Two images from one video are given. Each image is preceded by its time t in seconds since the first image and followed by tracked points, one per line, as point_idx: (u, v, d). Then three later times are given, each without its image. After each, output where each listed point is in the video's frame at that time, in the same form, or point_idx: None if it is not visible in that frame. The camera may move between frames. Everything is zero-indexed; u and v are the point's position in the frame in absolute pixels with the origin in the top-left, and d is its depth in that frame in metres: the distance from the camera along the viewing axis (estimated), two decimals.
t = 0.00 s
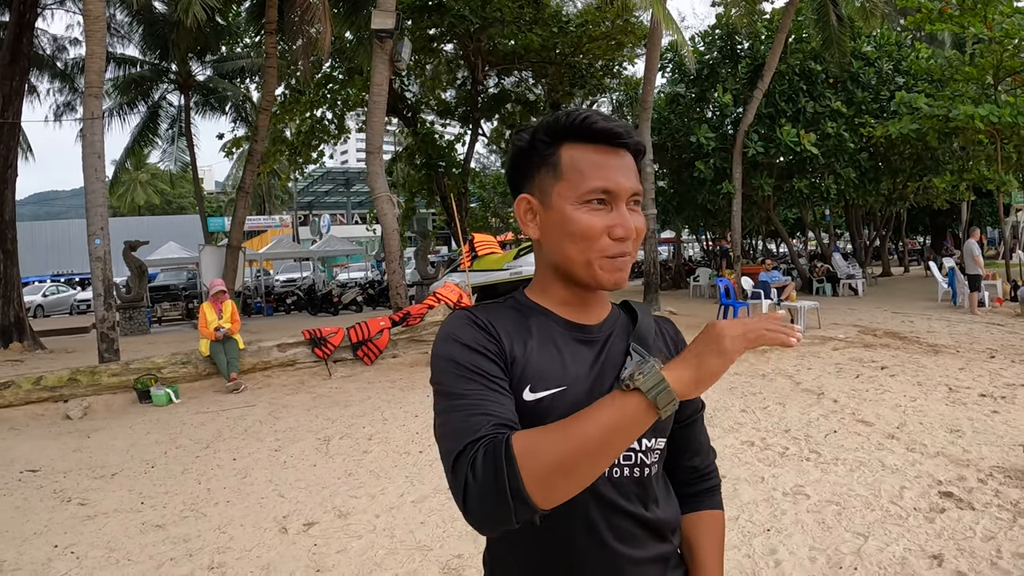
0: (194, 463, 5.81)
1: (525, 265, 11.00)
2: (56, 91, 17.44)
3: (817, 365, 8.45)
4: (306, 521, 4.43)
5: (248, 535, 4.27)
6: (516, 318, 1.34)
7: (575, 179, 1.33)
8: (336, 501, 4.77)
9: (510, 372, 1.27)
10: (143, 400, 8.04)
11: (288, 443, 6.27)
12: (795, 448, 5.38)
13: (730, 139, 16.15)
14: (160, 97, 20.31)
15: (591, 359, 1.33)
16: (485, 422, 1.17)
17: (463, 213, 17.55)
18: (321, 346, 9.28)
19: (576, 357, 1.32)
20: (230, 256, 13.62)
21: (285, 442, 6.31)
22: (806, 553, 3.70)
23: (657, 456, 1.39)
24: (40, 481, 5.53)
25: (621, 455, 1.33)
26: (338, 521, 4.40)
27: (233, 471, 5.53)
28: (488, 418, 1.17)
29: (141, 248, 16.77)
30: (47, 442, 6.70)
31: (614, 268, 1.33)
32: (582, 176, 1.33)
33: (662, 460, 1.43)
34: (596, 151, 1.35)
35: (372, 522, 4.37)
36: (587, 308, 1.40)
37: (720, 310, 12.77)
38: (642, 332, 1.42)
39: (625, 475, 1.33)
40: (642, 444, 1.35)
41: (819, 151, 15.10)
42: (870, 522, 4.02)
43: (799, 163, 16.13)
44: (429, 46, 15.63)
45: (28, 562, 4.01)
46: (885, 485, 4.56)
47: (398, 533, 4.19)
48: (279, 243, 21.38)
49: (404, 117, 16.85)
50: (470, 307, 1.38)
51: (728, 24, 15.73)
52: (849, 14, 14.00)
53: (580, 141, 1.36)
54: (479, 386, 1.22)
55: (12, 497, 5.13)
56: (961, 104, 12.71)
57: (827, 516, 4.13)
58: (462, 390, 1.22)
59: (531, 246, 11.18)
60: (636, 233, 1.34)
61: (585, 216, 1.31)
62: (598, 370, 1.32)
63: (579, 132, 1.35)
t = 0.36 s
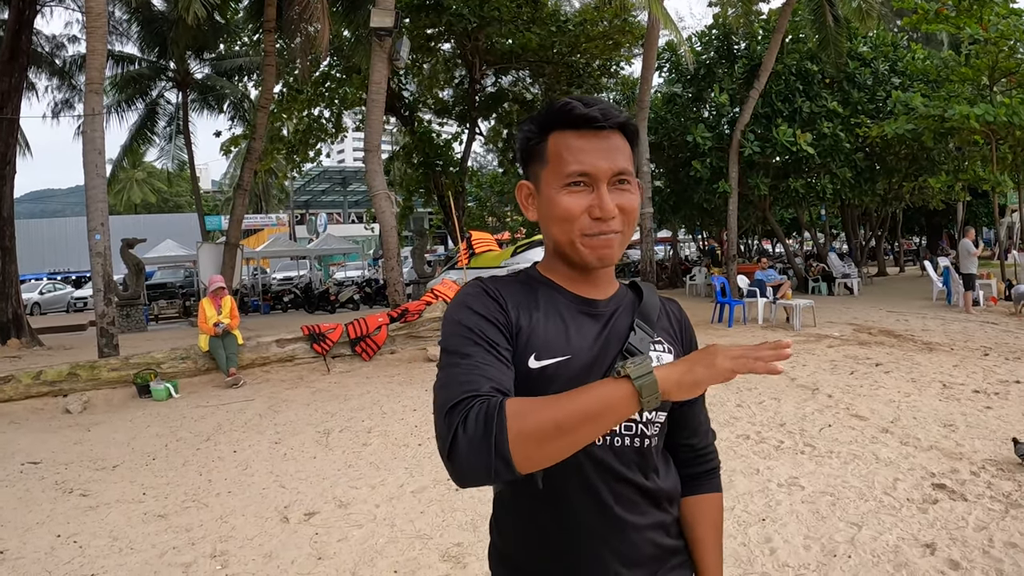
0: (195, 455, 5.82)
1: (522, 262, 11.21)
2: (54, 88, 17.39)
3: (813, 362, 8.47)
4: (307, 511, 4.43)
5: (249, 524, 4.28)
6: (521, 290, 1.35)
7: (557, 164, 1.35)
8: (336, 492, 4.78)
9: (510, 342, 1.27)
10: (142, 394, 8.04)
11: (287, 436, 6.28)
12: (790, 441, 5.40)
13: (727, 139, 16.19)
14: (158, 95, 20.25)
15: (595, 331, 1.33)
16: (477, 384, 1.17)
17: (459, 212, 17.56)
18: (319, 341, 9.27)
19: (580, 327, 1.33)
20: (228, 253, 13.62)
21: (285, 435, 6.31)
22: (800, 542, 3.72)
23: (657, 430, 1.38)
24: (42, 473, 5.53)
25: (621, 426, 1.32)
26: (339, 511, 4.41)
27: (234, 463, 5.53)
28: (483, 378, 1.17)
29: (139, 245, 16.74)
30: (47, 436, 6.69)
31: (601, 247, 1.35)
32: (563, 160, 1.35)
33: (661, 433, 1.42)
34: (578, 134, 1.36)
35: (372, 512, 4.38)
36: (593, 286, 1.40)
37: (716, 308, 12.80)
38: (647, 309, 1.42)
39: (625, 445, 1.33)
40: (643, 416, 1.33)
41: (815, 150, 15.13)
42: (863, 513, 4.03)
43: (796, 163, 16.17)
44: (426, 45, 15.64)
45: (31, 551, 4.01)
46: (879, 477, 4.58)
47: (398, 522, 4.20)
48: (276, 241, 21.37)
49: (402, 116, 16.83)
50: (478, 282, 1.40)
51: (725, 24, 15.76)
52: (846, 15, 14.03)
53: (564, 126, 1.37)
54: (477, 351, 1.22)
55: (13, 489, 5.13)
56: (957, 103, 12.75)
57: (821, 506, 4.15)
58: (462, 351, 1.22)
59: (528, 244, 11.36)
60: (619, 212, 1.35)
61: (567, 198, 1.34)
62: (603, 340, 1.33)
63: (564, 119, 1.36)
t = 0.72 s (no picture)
0: (190, 455, 5.81)
1: (517, 263, 11.21)
2: (48, 88, 17.35)
3: (805, 362, 8.50)
4: (303, 511, 4.43)
5: (245, 525, 4.27)
6: (516, 295, 1.35)
7: (555, 163, 1.40)
8: (331, 492, 4.77)
9: (495, 352, 1.26)
10: (137, 395, 8.02)
11: (282, 436, 6.27)
12: (783, 441, 5.41)
13: (720, 139, 16.23)
14: (152, 94, 20.18)
15: (592, 341, 1.32)
16: (446, 409, 1.22)
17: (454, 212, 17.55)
18: (314, 341, 9.26)
19: (574, 334, 1.31)
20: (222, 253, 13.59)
21: (280, 435, 6.31)
22: (792, 541, 3.73)
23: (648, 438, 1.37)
24: (38, 473, 5.51)
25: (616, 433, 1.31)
26: (334, 511, 4.41)
27: (230, 463, 5.52)
28: (450, 406, 1.22)
29: (133, 245, 16.69)
30: (42, 436, 6.67)
31: (594, 237, 1.36)
32: (561, 157, 1.39)
33: (652, 440, 1.42)
34: (576, 133, 1.41)
35: (368, 512, 4.37)
36: (590, 285, 1.39)
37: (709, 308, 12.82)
38: (643, 318, 1.40)
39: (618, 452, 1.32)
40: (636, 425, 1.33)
41: (808, 151, 15.16)
42: (855, 512, 4.05)
43: (789, 163, 16.21)
44: (421, 45, 15.64)
45: (27, 552, 4.00)
46: (871, 476, 4.60)
47: (394, 522, 4.20)
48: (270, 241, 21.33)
49: (396, 115, 16.85)
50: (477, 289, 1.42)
51: (719, 25, 15.79)
52: (840, 16, 14.07)
53: (567, 129, 1.43)
54: (457, 366, 1.24)
55: (9, 489, 5.11)
56: (949, 105, 12.81)
57: (813, 506, 4.17)
58: (444, 366, 1.25)
59: (522, 245, 11.38)
60: (612, 206, 1.36)
61: (562, 191, 1.37)
62: (599, 349, 1.31)
63: (564, 122, 1.42)
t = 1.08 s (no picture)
0: (188, 456, 5.80)
1: (514, 262, 11.20)
2: (45, 87, 17.31)
3: (802, 362, 8.51)
4: (302, 512, 4.43)
5: (243, 526, 4.27)
6: (522, 299, 1.35)
7: (568, 165, 1.40)
8: (330, 493, 4.77)
9: (499, 358, 1.26)
10: (135, 395, 8.01)
11: (280, 436, 6.27)
12: (780, 441, 5.41)
13: (717, 139, 16.24)
14: (149, 94, 20.13)
15: (597, 348, 1.31)
16: (448, 418, 1.24)
17: (451, 211, 17.54)
18: (312, 342, 9.26)
19: (579, 341, 1.31)
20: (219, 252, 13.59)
21: (278, 435, 6.31)
22: (790, 542, 3.73)
23: (652, 444, 1.37)
24: (36, 474, 5.50)
25: (620, 440, 1.30)
26: (333, 512, 4.41)
27: (228, 464, 5.52)
28: (450, 415, 1.24)
29: (129, 245, 16.64)
30: (39, 437, 6.66)
31: (607, 242, 1.36)
32: (575, 160, 1.40)
33: (657, 446, 1.41)
34: (590, 136, 1.41)
35: (366, 513, 4.37)
36: (598, 291, 1.38)
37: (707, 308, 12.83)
38: (650, 326, 1.40)
39: (620, 459, 1.31)
40: (640, 432, 1.32)
41: (805, 151, 15.17)
42: (853, 512, 4.06)
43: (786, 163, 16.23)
44: (418, 45, 15.64)
45: (26, 554, 4.00)
46: (868, 477, 4.61)
47: (393, 523, 4.20)
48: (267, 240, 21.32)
49: (392, 115, 16.88)
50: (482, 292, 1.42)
51: (716, 24, 15.80)
52: (837, 16, 14.09)
53: (581, 132, 1.43)
54: (459, 373, 1.25)
55: (7, 491, 5.11)
56: (946, 104, 12.82)
57: (811, 506, 4.17)
58: (447, 370, 1.26)
59: (519, 244, 11.39)
60: (625, 211, 1.37)
61: (576, 194, 1.37)
62: (603, 355, 1.31)
63: (579, 123, 1.41)
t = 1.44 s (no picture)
0: (185, 455, 5.79)
1: (511, 261, 11.19)
2: (42, 86, 17.27)
3: (799, 360, 8.52)
4: (300, 511, 4.43)
5: (241, 524, 4.27)
6: (516, 293, 1.34)
7: (563, 166, 1.39)
8: (328, 491, 4.77)
9: (495, 350, 1.26)
10: (132, 394, 8.00)
11: (278, 435, 6.26)
12: (778, 439, 5.42)
13: (715, 138, 16.24)
14: (146, 93, 20.10)
15: (591, 345, 1.31)
16: (443, 410, 1.24)
17: (448, 209, 17.56)
18: (309, 341, 9.26)
19: (574, 336, 1.31)
20: (216, 251, 13.58)
21: (276, 434, 6.30)
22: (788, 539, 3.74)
23: (647, 439, 1.37)
24: (33, 474, 5.49)
25: (614, 434, 1.30)
26: (331, 511, 4.40)
27: (225, 463, 5.52)
28: (446, 406, 1.24)
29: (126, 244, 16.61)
30: (36, 437, 6.65)
31: (599, 248, 1.37)
32: (569, 161, 1.38)
33: (652, 440, 1.41)
34: (584, 138, 1.39)
35: (365, 511, 4.37)
36: (591, 291, 1.39)
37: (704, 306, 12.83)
38: (645, 320, 1.39)
39: (615, 454, 1.32)
40: (634, 427, 1.33)
41: (802, 149, 15.19)
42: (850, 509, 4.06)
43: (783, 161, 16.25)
44: (415, 43, 15.64)
45: (23, 553, 3.99)
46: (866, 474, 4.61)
47: (391, 521, 4.20)
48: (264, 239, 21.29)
49: (390, 113, 16.80)
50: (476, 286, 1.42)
51: (714, 23, 15.80)
52: (834, 14, 14.11)
53: (576, 129, 1.41)
54: (454, 367, 1.25)
55: (4, 490, 5.10)
56: (943, 103, 12.85)
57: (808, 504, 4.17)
58: (442, 364, 1.26)
59: (517, 242, 11.41)
60: (618, 216, 1.36)
61: (569, 198, 1.37)
62: (598, 350, 1.31)
63: (575, 121, 1.39)
